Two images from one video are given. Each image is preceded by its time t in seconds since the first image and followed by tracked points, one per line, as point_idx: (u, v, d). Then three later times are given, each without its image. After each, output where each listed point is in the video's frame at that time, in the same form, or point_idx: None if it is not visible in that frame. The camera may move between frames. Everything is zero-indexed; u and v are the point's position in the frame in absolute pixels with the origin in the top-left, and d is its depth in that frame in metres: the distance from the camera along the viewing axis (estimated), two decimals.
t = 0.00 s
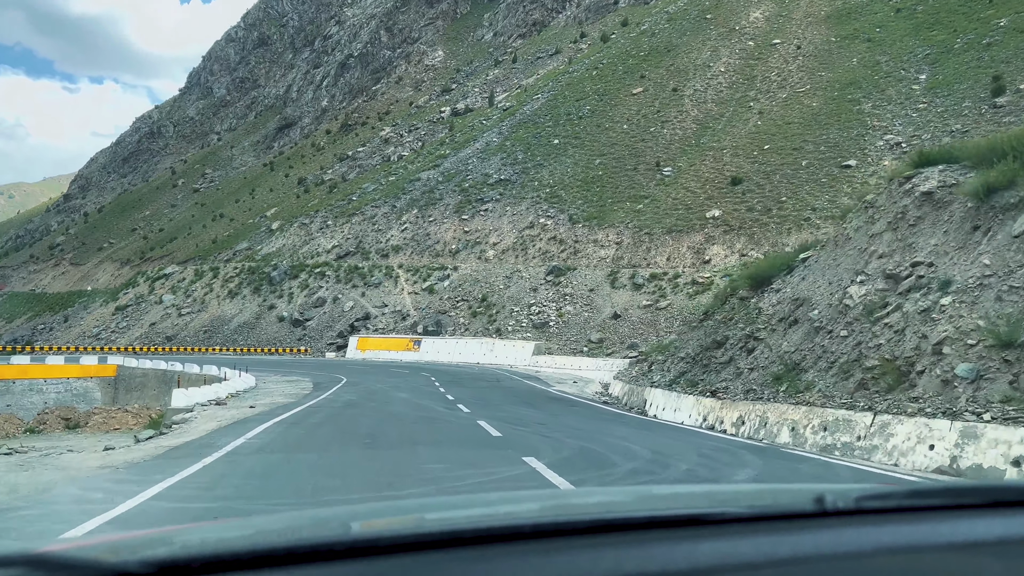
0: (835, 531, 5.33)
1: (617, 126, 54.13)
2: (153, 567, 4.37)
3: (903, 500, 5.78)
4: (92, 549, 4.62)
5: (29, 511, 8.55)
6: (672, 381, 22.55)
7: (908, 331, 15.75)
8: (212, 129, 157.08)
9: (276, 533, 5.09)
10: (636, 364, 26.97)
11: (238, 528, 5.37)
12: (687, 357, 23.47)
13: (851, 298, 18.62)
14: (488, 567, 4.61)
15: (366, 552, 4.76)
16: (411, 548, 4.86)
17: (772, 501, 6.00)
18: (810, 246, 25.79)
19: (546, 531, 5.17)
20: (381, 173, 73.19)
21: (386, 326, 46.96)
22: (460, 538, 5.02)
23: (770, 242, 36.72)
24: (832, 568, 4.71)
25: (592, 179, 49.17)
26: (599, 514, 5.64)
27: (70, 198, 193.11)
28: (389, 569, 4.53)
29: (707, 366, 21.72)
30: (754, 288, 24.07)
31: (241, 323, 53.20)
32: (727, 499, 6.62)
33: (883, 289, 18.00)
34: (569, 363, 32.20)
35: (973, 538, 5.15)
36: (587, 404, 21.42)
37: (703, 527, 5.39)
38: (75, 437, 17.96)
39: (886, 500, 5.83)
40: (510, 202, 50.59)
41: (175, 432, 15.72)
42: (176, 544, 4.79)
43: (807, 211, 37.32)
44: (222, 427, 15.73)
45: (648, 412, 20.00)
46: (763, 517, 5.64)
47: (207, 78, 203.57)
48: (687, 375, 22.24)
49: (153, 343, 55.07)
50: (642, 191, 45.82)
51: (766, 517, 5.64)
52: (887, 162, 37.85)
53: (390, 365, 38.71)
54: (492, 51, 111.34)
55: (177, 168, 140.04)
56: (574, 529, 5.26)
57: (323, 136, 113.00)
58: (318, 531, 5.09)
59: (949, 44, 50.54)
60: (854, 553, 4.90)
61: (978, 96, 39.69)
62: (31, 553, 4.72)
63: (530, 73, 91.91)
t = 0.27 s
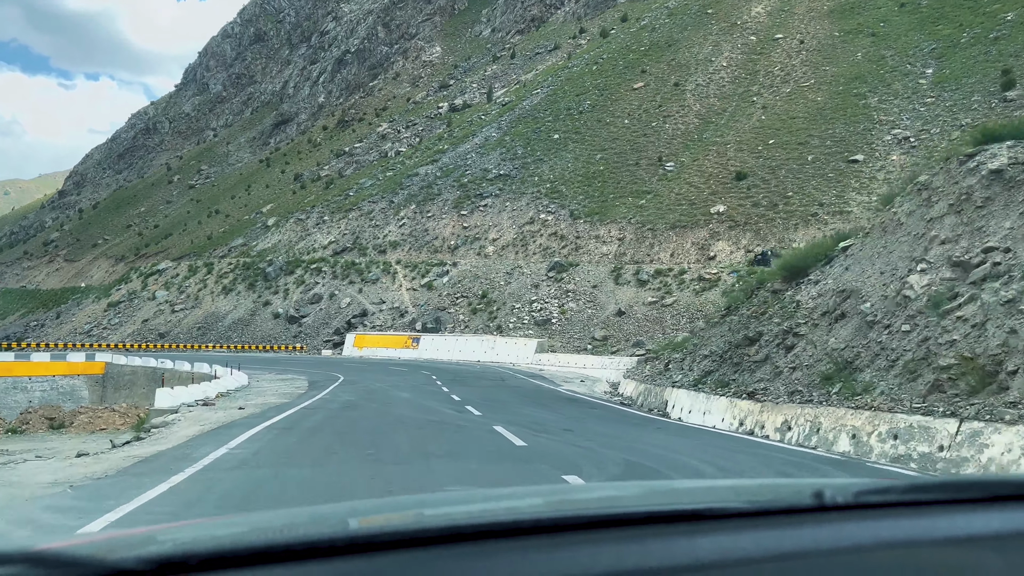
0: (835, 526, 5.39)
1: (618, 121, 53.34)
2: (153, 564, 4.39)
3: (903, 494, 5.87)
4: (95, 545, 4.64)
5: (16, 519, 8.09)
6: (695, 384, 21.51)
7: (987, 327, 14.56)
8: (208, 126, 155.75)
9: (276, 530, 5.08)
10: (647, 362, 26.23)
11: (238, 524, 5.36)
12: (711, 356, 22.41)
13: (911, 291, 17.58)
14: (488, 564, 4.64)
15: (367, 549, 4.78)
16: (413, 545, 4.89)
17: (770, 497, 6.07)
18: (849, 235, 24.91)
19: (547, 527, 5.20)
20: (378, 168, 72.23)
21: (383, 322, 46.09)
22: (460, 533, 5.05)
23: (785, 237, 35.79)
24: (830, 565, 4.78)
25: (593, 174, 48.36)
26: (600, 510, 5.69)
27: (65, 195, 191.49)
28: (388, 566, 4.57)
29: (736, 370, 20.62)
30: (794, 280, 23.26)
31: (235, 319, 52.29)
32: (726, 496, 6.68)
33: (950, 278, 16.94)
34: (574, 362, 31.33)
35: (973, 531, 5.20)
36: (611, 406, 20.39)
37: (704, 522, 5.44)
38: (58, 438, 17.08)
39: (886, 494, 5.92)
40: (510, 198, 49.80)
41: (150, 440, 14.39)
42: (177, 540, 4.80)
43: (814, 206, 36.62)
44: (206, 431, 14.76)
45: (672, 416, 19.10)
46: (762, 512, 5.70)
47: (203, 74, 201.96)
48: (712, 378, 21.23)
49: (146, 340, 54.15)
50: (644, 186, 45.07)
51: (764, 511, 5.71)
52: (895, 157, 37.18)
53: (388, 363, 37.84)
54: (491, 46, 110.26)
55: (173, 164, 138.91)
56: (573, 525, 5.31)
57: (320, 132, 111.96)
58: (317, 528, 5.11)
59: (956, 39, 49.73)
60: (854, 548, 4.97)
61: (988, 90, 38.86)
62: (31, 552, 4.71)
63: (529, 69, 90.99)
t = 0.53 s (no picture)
0: (835, 523, 5.47)
1: (620, 117, 52.58)
2: (156, 559, 4.43)
3: (903, 491, 5.92)
4: (99, 538, 4.66)
5: (16, 519, 7.86)
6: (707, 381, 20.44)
7: None
8: (205, 123, 154.49)
9: (280, 522, 5.11)
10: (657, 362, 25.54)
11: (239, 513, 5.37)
12: (727, 354, 21.32)
13: (988, 280, 14.98)
14: (490, 559, 4.71)
15: (370, 544, 4.83)
16: (415, 540, 4.95)
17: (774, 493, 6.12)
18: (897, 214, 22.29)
19: (547, 522, 5.26)
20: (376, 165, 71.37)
21: (381, 320, 45.31)
22: (463, 529, 5.11)
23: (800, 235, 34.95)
24: (826, 560, 4.86)
25: (594, 170, 47.60)
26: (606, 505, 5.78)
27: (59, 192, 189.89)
28: (394, 561, 4.64)
29: (748, 367, 19.56)
30: (831, 269, 21.06)
31: (230, 316, 51.46)
32: (730, 490, 6.72)
33: None
34: (579, 360, 30.52)
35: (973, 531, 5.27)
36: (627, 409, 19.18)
37: (704, 518, 5.50)
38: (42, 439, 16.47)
39: (887, 490, 5.97)
40: (510, 194, 49.04)
41: (113, 452, 12.64)
42: (182, 533, 4.84)
43: (822, 202, 35.97)
44: (201, 433, 14.06)
45: (702, 421, 17.58)
46: (764, 508, 5.76)
47: (199, 71, 200.54)
48: (725, 374, 20.19)
49: (139, 338, 53.28)
50: (647, 183, 44.31)
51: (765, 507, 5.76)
52: (903, 153, 36.55)
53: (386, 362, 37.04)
54: (489, 43, 109.34)
55: (168, 161, 137.82)
56: (578, 519, 5.39)
57: (316, 129, 111.01)
58: (318, 522, 5.14)
59: (962, 34, 48.95)
60: (851, 546, 5.04)
61: (998, 85, 38.11)
62: (33, 543, 4.72)
63: (528, 66, 90.08)
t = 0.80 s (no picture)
0: (836, 521, 4.86)
1: (621, 113, 51.82)
2: (155, 555, 4.09)
3: (905, 491, 5.24)
4: (89, 532, 4.31)
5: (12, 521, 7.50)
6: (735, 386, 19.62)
7: None
8: (201, 120, 153.37)
9: (283, 520, 4.76)
10: (666, 364, 24.83)
11: (240, 512, 5.02)
12: (754, 357, 20.52)
13: None
14: (498, 555, 4.29)
15: (373, 540, 4.43)
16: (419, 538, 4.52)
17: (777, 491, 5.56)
18: (961, 204, 20.99)
19: (543, 520, 4.77)
20: (373, 161, 70.55)
21: (379, 318, 44.54)
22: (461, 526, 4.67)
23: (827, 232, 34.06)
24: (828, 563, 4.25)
25: (596, 168, 46.83)
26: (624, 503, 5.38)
27: (55, 189, 188.52)
28: (393, 558, 4.22)
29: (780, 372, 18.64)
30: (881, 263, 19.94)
31: (224, 314, 50.59)
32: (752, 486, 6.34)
33: None
34: (584, 361, 29.74)
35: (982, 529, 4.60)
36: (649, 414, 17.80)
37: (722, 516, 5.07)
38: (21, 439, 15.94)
39: (889, 490, 5.28)
40: (510, 190, 48.29)
41: (67, 471, 10.64)
42: (174, 529, 4.49)
43: (830, 200, 35.39)
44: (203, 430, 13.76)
45: (737, 430, 15.98)
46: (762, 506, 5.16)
47: (196, 68, 199.36)
48: (757, 378, 19.34)
49: (130, 335, 52.42)
50: (650, 180, 43.52)
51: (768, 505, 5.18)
52: (912, 150, 35.98)
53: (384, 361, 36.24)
54: (488, 41, 108.57)
55: (164, 158, 136.76)
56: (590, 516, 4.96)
57: (313, 127, 110.09)
58: (316, 519, 4.78)
59: (969, 31, 48.31)
60: (854, 545, 4.43)
61: (1008, 81, 37.45)
62: (30, 540, 4.36)
63: (527, 63, 89.32)
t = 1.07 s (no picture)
0: (831, 518, 5.24)
1: (623, 111, 51.09)
2: (161, 554, 4.29)
3: (904, 486, 5.70)
4: (101, 533, 4.51)
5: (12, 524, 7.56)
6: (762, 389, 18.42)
7: None
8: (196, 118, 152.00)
9: (282, 518, 4.93)
10: (675, 367, 24.23)
11: (251, 511, 5.24)
12: (782, 361, 19.34)
13: None
14: (491, 553, 4.49)
15: (371, 539, 4.65)
16: (421, 535, 4.75)
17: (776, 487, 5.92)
18: None
19: (554, 516, 5.08)
20: (370, 159, 69.67)
21: (376, 317, 43.79)
22: (463, 524, 4.91)
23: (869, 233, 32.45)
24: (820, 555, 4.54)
25: (597, 165, 46.12)
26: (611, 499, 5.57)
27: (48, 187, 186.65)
28: (393, 557, 4.42)
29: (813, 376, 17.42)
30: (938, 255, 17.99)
31: (217, 313, 49.81)
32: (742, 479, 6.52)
33: None
34: (589, 363, 29.01)
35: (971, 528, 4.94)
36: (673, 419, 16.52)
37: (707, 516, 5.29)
38: None
39: (888, 485, 5.75)
40: (510, 188, 47.62)
41: (8, 496, 9.44)
42: (188, 526, 4.70)
43: (837, 198, 34.82)
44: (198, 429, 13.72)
45: (779, 439, 14.57)
46: (765, 503, 5.58)
47: (192, 67, 197.91)
48: (796, 382, 17.83)
49: (121, 335, 51.53)
50: (653, 178, 42.78)
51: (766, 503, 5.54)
52: (920, 147, 35.50)
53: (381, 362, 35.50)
54: (486, 39, 107.66)
55: (159, 156, 135.52)
56: (579, 515, 5.17)
57: (310, 125, 109.14)
58: (314, 517, 4.94)
59: (975, 28, 47.55)
60: (852, 539, 4.78)
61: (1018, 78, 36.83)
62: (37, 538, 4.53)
63: (526, 62, 88.44)
